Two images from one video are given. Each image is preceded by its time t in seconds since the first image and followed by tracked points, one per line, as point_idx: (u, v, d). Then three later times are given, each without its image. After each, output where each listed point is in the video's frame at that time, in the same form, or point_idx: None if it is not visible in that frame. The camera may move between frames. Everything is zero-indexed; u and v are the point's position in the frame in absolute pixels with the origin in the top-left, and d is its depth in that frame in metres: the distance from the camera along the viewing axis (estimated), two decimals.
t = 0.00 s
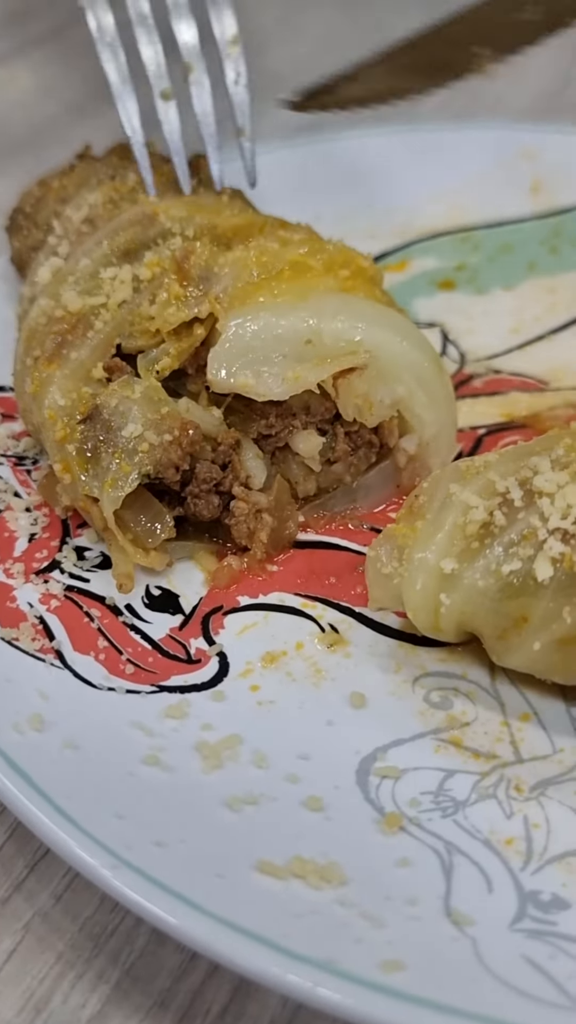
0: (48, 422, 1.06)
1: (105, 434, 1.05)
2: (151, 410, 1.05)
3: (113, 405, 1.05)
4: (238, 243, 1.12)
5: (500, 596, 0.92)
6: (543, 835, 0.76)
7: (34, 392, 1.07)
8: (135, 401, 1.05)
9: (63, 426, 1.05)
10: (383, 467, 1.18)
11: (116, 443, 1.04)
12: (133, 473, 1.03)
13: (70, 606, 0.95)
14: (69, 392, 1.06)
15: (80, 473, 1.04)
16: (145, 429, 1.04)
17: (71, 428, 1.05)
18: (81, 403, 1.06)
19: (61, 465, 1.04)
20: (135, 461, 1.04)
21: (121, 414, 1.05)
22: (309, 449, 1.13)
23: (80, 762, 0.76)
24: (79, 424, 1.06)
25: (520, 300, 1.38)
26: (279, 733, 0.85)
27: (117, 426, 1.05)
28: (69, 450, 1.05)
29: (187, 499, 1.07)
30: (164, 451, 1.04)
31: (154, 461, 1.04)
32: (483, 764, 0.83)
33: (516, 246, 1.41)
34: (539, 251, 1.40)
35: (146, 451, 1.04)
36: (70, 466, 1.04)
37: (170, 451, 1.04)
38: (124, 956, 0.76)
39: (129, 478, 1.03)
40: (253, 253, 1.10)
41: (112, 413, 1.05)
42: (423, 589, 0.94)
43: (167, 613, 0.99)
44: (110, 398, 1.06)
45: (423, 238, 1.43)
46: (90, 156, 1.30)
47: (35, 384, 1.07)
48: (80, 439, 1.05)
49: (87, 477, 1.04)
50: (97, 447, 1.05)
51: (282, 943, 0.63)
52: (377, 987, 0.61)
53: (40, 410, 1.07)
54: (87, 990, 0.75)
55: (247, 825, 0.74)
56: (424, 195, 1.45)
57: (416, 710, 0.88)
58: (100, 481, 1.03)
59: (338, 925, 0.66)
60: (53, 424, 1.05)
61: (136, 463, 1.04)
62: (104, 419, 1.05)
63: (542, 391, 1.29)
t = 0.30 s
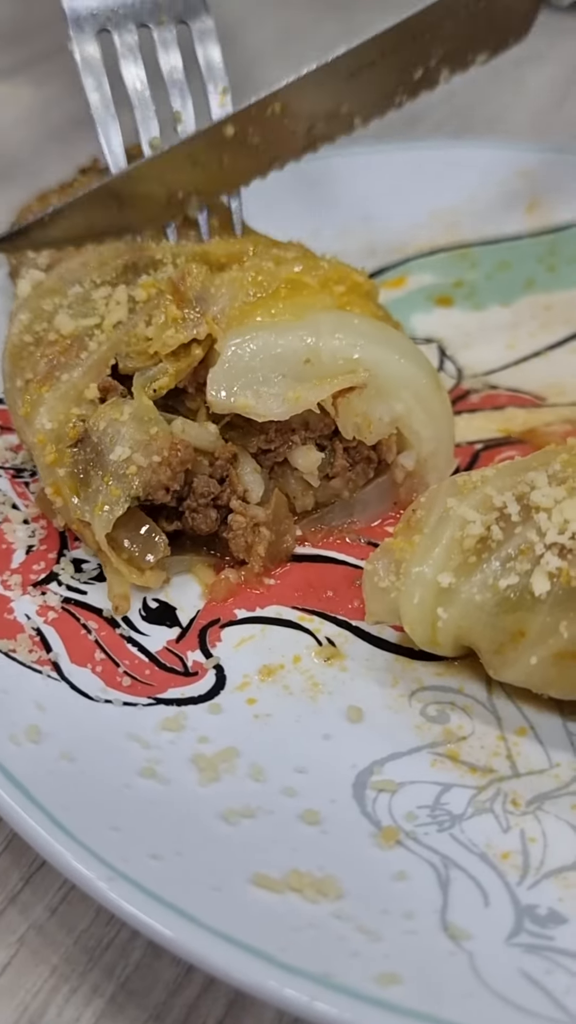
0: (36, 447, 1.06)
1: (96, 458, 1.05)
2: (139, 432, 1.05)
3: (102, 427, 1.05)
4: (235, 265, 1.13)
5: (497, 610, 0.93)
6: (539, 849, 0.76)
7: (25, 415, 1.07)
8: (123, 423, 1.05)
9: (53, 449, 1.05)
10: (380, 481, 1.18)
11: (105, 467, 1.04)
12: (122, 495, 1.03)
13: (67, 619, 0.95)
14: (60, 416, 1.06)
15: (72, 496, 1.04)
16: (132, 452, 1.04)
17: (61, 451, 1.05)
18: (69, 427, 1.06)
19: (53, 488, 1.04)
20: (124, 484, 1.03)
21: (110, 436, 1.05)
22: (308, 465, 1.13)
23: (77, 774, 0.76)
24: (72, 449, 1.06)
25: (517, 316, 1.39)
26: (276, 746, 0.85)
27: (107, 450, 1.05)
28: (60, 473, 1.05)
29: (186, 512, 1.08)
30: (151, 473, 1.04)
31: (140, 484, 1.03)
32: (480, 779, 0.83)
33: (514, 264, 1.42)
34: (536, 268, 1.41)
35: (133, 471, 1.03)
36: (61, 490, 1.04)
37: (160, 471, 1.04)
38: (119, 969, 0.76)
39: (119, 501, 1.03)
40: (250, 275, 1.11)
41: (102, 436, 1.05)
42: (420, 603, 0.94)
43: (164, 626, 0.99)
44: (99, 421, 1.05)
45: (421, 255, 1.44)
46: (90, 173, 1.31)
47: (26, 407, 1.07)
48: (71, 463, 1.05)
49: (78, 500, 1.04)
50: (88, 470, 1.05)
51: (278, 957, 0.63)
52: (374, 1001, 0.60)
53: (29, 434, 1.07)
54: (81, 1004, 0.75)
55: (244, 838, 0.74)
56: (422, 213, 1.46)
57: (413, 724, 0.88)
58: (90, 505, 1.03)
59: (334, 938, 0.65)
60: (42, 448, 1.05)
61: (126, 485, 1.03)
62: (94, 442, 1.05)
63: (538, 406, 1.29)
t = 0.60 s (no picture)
0: (33, 438, 1.06)
1: (88, 444, 1.05)
2: (131, 421, 1.04)
3: (95, 417, 1.05)
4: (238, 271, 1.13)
5: (490, 618, 0.94)
6: (532, 856, 0.76)
7: (21, 414, 1.10)
8: (117, 413, 1.05)
9: (48, 438, 1.06)
10: (378, 490, 1.19)
11: (94, 453, 1.04)
12: (109, 480, 1.03)
13: (63, 625, 0.95)
14: (56, 406, 1.07)
15: (64, 482, 1.04)
16: (121, 438, 1.03)
17: (56, 438, 1.06)
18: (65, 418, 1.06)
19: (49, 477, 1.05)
20: (109, 467, 1.03)
21: (102, 422, 1.05)
22: (309, 470, 1.13)
23: (73, 780, 0.76)
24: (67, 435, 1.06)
25: (512, 326, 1.39)
26: (271, 753, 0.85)
27: (98, 435, 1.05)
28: (55, 463, 1.05)
29: (185, 519, 1.09)
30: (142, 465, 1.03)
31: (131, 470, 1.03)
32: (473, 786, 0.84)
33: (509, 275, 1.43)
34: (530, 280, 1.42)
35: (123, 459, 1.03)
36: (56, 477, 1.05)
37: (147, 458, 1.03)
38: (113, 975, 0.76)
39: (103, 483, 1.02)
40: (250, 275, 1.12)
41: (95, 425, 1.05)
42: (414, 610, 0.94)
43: (159, 632, 0.99)
44: (93, 411, 1.06)
45: (417, 266, 1.46)
46: (89, 187, 1.32)
47: (21, 409, 1.10)
48: (65, 454, 1.05)
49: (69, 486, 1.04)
50: (78, 459, 1.05)
51: (271, 962, 0.63)
52: (367, 1006, 0.61)
53: (27, 430, 1.08)
54: (75, 1010, 0.75)
55: (238, 844, 0.74)
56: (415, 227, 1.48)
57: (407, 732, 0.89)
58: (77, 489, 1.04)
59: (328, 943, 0.66)
60: (38, 439, 1.06)
61: (112, 470, 1.03)
62: (87, 432, 1.05)
63: (531, 416, 1.30)
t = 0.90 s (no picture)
0: (17, 453, 1.06)
1: (69, 455, 1.05)
2: (110, 426, 1.04)
3: (75, 425, 1.05)
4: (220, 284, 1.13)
5: (483, 627, 0.93)
6: (524, 866, 0.76)
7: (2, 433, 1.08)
8: (96, 419, 1.04)
9: (32, 452, 1.05)
10: (374, 498, 1.19)
11: (73, 460, 1.04)
12: (88, 488, 1.03)
13: (56, 634, 0.95)
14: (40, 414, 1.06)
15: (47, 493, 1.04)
16: (99, 443, 1.03)
17: (39, 452, 1.05)
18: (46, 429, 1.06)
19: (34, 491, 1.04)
20: (87, 473, 1.03)
21: (83, 430, 1.05)
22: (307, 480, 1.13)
23: (64, 788, 0.76)
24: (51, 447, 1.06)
25: (506, 335, 1.40)
26: (263, 762, 0.85)
27: (78, 443, 1.04)
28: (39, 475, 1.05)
29: (180, 530, 1.09)
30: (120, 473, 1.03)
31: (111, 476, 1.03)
32: (465, 795, 0.83)
33: (503, 284, 1.43)
34: (526, 290, 1.42)
35: (101, 464, 1.03)
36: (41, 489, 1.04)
37: (125, 461, 1.03)
38: (103, 986, 0.76)
39: (81, 488, 1.02)
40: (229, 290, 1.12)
41: (76, 433, 1.05)
42: (407, 619, 0.95)
43: (152, 641, 0.99)
44: (72, 420, 1.06)
45: (411, 277, 1.46)
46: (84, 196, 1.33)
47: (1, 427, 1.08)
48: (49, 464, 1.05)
49: (51, 496, 1.04)
50: (58, 467, 1.05)
51: (262, 972, 0.63)
52: (357, 1017, 0.61)
53: (10, 445, 1.07)
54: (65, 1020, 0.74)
55: (229, 853, 0.74)
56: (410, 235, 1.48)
57: (399, 741, 0.89)
58: (58, 498, 1.03)
59: (319, 953, 0.66)
60: (22, 453, 1.05)
61: (89, 475, 1.03)
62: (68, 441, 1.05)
63: (526, 425, 1.30)
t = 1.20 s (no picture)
0: (20, 455, 1.07)
1: (70, 452, 1.05)
2: (110, 421, 1.05)
3: (75, 422, 1.06)
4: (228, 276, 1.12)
5: (481, 633, 0.93)
6: (522, 872, 0.76)
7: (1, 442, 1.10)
8: (97, 415, 1.05)
9: (34, 451, 1.06)
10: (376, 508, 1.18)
11: (74, 454, 1.05)
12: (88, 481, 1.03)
13: (53, 639, 0.95)
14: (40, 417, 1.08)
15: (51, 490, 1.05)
16: (99, 436, 1.04)
17: (39, 452, 1.07)
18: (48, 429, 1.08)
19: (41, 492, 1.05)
20: (88, 465, 1.03)
21: (83, 426, 1.05)
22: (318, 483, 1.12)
23: (61, 794, 0.76)
24: (53, 446, 1.07)
25: (504, 342, 1.40)
26: (261, 768, 0.85)
27: (79, 438, 1.05)
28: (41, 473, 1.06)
29: (183, 536, 1.09)
30: (120, 463, 1.03)
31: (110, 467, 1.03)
32: (463, 801, 0.83)
33: (502, 292, 1.44)
34: (524, 297, 1.43)
35: (102, 455, 1.03)
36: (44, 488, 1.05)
37: (125, 454, 1.03)
38: (100, 992, 0.76)
39: (81, 479, 1.03)
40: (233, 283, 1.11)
41: (77, 429, 1.06)
42: (405, 625, 0.94)
43: (150, 646, 0.99)
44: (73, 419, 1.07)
45: (410, 282, 1.46)
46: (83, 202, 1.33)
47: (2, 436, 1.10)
48: (50, 463, 1.06)
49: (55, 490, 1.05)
50: (61, 464, 1.05)
51: (259, 979, 0.63)
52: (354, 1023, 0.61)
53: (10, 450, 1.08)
54: None
55: (227, 860, 0.74)
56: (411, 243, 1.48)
57: (397, 747, 0.89)
58: (61, 490, 1.04)
59: (317, 959, 0.65)
60: (24, 453, 1.07)
61: (91, 468, 1.03)
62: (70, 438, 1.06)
63: (525, 431, 1.30)
